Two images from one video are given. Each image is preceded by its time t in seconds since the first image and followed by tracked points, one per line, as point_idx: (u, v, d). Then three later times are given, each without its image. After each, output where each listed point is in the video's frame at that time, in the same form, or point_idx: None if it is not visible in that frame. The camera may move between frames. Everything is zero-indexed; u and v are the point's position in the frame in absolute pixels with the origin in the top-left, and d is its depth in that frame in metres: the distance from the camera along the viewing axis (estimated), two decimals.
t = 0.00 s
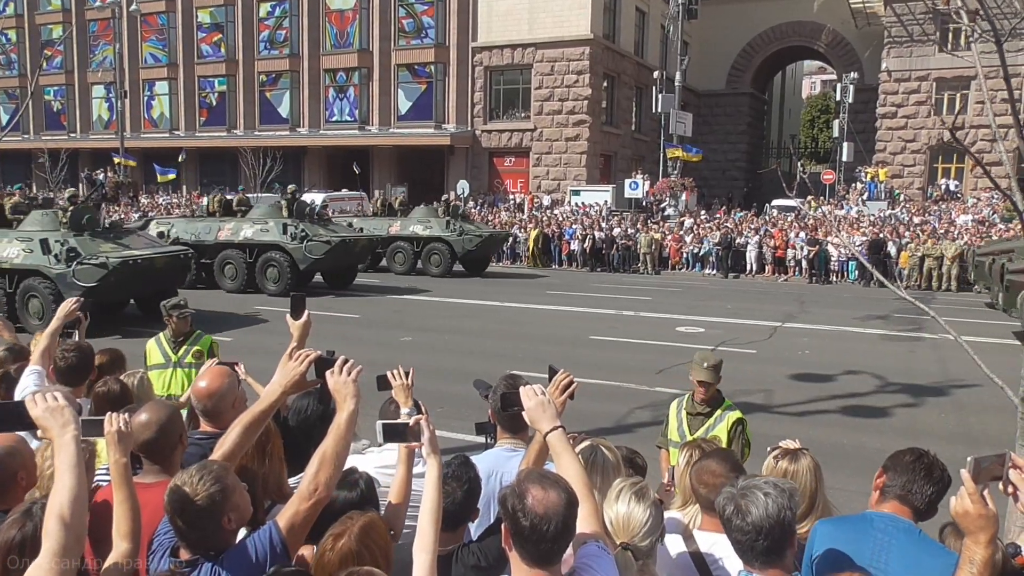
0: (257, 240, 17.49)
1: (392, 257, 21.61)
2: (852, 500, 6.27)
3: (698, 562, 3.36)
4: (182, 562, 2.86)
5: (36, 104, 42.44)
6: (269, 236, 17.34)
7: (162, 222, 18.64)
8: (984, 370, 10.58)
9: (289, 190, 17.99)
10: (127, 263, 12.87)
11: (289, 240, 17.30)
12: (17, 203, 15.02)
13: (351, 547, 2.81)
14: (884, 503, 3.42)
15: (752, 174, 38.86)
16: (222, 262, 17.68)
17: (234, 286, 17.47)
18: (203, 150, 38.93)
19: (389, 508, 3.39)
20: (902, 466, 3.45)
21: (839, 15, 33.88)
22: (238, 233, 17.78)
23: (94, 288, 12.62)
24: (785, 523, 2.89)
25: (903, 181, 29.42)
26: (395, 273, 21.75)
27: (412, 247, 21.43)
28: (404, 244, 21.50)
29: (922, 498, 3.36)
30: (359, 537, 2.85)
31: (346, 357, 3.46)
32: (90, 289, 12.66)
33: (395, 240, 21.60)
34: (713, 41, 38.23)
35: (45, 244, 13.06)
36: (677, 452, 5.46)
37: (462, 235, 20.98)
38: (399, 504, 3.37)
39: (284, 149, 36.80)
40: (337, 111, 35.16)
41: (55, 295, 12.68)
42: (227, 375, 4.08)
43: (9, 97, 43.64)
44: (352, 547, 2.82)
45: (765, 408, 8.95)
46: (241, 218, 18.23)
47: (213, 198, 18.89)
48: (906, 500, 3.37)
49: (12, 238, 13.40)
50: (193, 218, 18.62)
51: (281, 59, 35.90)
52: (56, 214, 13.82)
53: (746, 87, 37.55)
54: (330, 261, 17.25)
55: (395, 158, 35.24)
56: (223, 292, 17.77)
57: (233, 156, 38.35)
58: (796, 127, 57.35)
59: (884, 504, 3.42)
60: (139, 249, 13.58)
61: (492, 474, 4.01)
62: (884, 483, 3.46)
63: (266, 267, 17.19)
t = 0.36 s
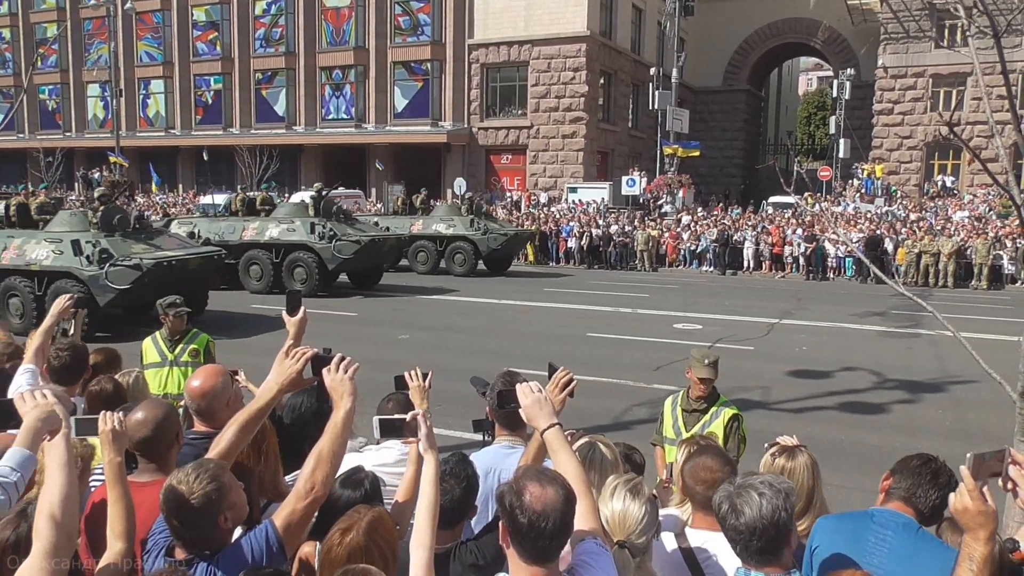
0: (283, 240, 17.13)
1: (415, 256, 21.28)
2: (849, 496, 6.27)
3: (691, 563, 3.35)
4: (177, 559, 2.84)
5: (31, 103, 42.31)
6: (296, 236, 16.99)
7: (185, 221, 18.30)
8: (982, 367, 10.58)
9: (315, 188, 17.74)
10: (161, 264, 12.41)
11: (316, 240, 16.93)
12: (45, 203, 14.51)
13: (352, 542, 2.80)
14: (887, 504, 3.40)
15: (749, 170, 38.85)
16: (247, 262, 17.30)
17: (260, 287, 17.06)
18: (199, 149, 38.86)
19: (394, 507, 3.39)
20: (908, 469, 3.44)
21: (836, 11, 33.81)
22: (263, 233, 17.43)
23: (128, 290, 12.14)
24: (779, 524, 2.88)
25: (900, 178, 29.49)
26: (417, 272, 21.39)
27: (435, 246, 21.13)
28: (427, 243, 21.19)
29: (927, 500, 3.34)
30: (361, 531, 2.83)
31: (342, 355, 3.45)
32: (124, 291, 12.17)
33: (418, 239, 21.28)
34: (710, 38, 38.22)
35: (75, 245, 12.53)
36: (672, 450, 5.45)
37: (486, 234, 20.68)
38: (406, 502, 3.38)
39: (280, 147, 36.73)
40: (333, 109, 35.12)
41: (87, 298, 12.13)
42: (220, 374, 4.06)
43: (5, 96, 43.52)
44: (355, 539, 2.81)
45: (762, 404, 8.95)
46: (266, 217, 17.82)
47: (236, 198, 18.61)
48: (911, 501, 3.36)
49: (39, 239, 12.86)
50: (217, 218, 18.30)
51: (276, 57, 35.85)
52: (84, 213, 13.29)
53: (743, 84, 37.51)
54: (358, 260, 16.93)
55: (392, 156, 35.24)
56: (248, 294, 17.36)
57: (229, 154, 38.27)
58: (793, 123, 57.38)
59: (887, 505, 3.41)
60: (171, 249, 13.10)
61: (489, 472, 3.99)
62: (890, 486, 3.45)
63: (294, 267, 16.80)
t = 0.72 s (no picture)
0: (309, 235, 16.84)
1: (437, 252, 21.00)
2: (844, 491, 6.27)
3: (686, 562, 3.34)
4: (171, 553, 2.83)
5: (26, 95, 42.11)
6: (324, 232, 16.69)
7: (208, 216, 18.06)
8: (978, 364, 10.60)
9: (342, 183, 17.42)
10: (197, 260, 12.03)
11: (345, 236, 16.63)
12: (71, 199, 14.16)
13: (346, 536, 2.79)
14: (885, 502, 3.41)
15: (745, 166, 38.89)
16: (272, 257, 16.87)
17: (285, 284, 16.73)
18: (195, 143, 38.74)
19: (392, 500, 3.41)
20: (907, 467, 3.45)
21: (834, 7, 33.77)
22: (289, 228, 17.15)
23: (164, 288, 11.76)
24: (776, 529, 2.86)
25: (895, 174, 29.54)
26: (437, 269, 21.09)
27: (457, 243, 20.85)
28: (449, 239, 20.92)
29: (924, 500, 3.35)
30: (354, 524, 2.83)
31: (338, 349, 3.44)
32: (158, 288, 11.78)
33: (440, 235, 21.00)
34: (707, 34, 38.19)
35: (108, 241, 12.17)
36: (666, 445, 5.45)
37: (510, 230, 20.37)
38: (403, 495, 3.40)
39: (276, 142, 36.64)
40: (329, 104, 35.04)
41: (121, 295, 11.74)
42: (212, 368, 4.04)
43: None
44: (347, 534, 2.80)
45: (758, 400, 8.96)
46: (291, 212, 17.62)
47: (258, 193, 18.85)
48: (908, 499, 3.37)
49: (69, 234, 12.53)
50: (241, 214, 18.06)
51: (272, 51, 35.75)
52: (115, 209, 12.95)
53: (740, 81, 37.50)
54: (388, 257, 16.60)
55: (388, 150, 35.16)
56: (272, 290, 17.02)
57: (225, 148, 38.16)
58: (789, 120, 57.39)
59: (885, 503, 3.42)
60: (206, 245, 12.76)
61: (484, 466, 3.98)
62: (887, 486, 3.46)
63: (321, 263, 16.48)
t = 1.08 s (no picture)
0: (337, 234, 16.66)
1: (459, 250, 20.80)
2: (838, 487, 6.30)
3: (681, 557, 3.35)
4: (165, 552, 2.83)
5: (19, 92, 41.94)
6: (353, 230, 16.51)
7: (233, 214, 17.88)
8: (971, 360, 10.64)
9: (370, 181, 17.24)
10: (237, 260, 11.79)
11: (374, 235, 16.45)
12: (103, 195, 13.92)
13: (336, 533, 2.81)
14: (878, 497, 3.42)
15: (740, 162, 38.89)
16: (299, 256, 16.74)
17: (311, 283, 16.55)
18: (190, 140, 38.64)
19: (387, 493, 3.43)
20: (902, 464, 3.47)
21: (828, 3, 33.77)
22: (317, 227, 16.98)
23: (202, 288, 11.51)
24: (768, 529, 2.86)
25: (890, 170, 29.56)
26: (458, 267, 20.91)
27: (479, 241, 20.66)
28: (471, 237, 20.72)
29: (918, 496, 3.36)
30: (344, 523, 2.85)
31: (332, 345, 3.45)
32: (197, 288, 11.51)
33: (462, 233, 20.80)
34: (702, 30, 38.22)
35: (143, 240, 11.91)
36: (661, 441, 5.45)
37: (533, 227, 20.15)
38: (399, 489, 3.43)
39: (271, 138, 36.56)
40: (324, 100, 34.98)
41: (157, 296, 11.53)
42: (204, 364, 4.04)
43: None
44: (338, 532, 2.81)
45: (753, 396, 8.98)
46: (317, 210, 17.50)
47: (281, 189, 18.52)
48: (902, 494, 3.38)
49: (101, 233, 12.26)
50: (266, 212, 17.88)
51: (267, 47, 35.65)
52: (148, 208, 12.71)
53: (735, 77, 37.50)
54: (417, 256, 16.44)
55: (383, 147, 35.07)
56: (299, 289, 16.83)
57: (219, 145, 38.05)
58: (784, 116, 57.40)
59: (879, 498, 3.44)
60: (242, 245, 12.51)
61: (479, 463, 3.99)
62: (882, 482, 3.48)
63: (350, 263, 16.31)
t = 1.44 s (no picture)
0: (366, 232, 16.52)
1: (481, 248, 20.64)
2: (832, 482, 6.33)
3: (675, 552, 3.36)
4: (160, 547, 2.83)
5: (13, 87, 41.82)
6: (384, 228, 16.36)
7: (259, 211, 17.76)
8: (964, 356, 10.68)
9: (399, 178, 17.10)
10: (280, 259, 11.55)
11: (405, 232, 16.31)
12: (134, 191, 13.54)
13: (333, 530, 2.82)
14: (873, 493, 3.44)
15: (735, 159, 38.92)
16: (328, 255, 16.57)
17: (340, 281, 16.38)
18: (184, 136, 38.55)
19: (382, 487, 3.43)
20: (897, 460, 3.48)
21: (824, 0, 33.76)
22: (345, 224, 16.85)
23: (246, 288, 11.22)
24: (763, 525, 2.86)
25: (885, 167, 29.63)
26: (479, 265, 20.74)
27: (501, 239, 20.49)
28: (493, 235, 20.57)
29: (913, 492, 3.38)
30: (340, 521, 2.86)
31: (327, 341, 3.44)
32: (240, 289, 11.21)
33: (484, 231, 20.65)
34: (697, 28, 38.25)
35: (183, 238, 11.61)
36: (655, 437, 5.46)
37: (557, 225, 19.99)
38: (393, 483, 3.43)
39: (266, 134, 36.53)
40: (319, 96, 34.96)
41: (199, 295, 11.23)
42: (198, 360, 4.04)
43: None
44: (332, 530, 2.82)
45: (747, 392, 9.00)
46: (344, 206, 17.48)
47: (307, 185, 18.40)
48: (896, 490, 3.40)
49: (137, 231, 11.94)
50: (293, 209, 17.76)
51: (262, 43, 35.60)
52: (184, 205, 12.39)
53: (731, 73, 37.51)
54: (448, 254, 16.28)
55: (378, 143, 35.06)
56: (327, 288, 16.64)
57: (214, 141, 37.95)
58: (780, 112, 57.45)
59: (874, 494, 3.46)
60: (283, 245, 12.30)
61: (475, 459, 4.00)
62: (876, 478, 3.50)
63: (380, 261, 16.13)
